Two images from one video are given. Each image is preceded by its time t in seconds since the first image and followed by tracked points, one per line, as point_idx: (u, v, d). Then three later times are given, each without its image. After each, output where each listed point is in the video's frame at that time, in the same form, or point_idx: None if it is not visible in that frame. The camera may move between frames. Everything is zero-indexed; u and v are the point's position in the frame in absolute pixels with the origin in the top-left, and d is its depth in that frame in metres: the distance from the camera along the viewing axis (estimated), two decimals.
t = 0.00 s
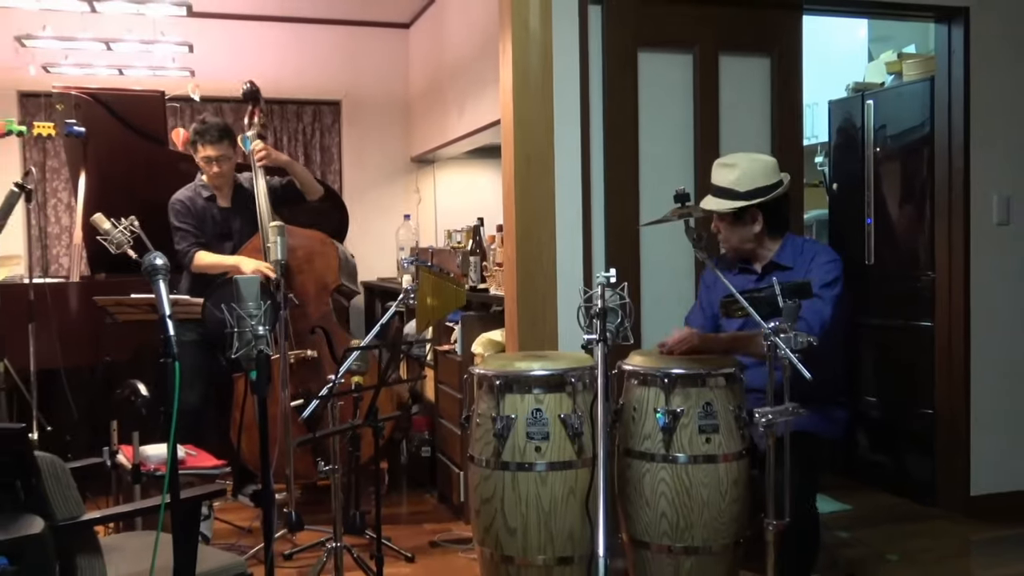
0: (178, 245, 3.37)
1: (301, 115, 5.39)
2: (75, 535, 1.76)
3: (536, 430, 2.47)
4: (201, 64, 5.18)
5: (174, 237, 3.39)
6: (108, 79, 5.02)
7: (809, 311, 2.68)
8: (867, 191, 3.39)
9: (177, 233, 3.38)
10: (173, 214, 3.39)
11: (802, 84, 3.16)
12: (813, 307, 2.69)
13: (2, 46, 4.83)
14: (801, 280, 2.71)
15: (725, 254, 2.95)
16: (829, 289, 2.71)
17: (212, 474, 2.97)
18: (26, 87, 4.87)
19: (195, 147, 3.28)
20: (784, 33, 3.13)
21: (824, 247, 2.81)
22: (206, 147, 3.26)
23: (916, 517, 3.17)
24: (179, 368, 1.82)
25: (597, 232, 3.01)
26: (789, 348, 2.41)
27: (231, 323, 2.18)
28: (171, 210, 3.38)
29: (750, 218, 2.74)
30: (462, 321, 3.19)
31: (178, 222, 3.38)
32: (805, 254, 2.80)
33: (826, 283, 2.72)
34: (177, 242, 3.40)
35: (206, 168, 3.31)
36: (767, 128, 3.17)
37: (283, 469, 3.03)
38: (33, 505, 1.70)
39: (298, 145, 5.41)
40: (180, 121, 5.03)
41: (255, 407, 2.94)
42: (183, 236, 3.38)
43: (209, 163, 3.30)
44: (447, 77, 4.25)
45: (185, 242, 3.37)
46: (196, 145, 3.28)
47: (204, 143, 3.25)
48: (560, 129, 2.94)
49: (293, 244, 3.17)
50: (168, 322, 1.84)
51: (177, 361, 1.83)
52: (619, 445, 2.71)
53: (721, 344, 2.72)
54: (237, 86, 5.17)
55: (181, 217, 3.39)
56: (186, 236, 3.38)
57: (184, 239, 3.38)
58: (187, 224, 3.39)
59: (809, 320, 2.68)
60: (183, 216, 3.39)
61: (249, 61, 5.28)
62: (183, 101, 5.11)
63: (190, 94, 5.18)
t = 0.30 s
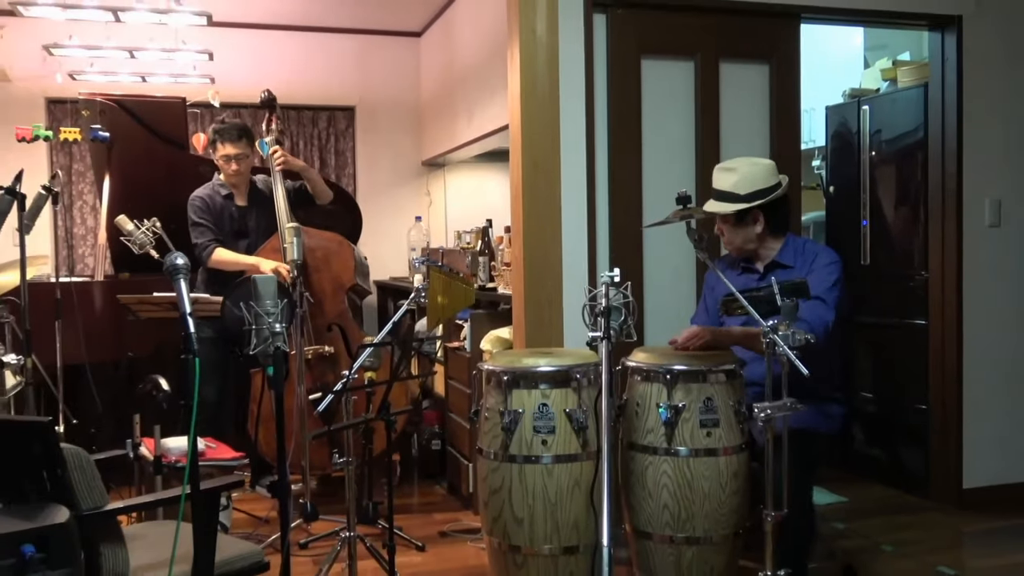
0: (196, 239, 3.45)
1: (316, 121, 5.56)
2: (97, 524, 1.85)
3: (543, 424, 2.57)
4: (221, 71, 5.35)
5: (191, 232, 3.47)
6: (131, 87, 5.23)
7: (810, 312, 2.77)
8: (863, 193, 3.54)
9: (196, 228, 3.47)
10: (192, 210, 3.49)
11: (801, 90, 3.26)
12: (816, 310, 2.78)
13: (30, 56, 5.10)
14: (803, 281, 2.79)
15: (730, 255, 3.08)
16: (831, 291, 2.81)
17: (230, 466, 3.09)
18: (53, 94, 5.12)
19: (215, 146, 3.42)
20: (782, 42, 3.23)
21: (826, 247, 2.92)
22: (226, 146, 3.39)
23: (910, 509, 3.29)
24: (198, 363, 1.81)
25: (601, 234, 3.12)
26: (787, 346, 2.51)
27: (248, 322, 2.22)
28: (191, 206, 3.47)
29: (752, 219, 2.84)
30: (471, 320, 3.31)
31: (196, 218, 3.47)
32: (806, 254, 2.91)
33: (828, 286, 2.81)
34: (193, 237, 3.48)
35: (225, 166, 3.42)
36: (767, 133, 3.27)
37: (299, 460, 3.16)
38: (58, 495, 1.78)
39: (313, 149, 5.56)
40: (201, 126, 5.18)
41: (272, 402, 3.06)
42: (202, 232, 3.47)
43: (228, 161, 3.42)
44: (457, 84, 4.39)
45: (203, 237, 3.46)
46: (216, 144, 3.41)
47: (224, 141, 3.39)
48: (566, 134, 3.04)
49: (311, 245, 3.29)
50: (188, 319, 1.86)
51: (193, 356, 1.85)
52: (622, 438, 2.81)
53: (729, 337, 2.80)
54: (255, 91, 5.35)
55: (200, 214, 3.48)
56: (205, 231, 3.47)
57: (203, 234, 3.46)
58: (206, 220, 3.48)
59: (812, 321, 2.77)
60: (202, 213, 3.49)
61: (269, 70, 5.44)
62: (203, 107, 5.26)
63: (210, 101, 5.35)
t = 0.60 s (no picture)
0: (205, 248, 3.54)
1: (328, 125, 5.76)
2: (115, 515, 1.96)
3: (546, 418, 2.65)
4: (238, 79, 5.55)
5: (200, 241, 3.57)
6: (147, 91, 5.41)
7: (810, 307, 2.85)
8: (857, 195, 3.63)
9: (204, 237, 3.57)
10: (201, 218, 3.58)
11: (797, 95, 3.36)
12: (816, 304, 2.86)
13: (55, 62, 5.40)
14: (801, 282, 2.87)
15: (728, 255, 3.19)
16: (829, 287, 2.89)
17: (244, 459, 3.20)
18: (73, 99, 5.44)
19: (225, 154, 3.51)
20: (779, 49, 3.33)
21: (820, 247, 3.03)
22: (236, 155, 3.49)
23: (904, 502, 3.39)
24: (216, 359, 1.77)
25: (603, 235, 3.22)
26: (784, 343, 2.59)
27: (263, 319, 2.26)
28: (200, 214, 3.56)
29: (749, 212, 2.96)
30: (477, 318, 3.42)
31: (205, 226, 3.57)
32: (801, 253, 3.01)
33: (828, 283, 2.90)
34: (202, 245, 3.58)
35: (234, 174, 3.53)
36: (765, 137, 3.37)
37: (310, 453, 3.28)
38: (76, 488, 1.93)
39: (325, 153, 5.76)
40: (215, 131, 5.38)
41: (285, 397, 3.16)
42: (210, 240, 3.57)
43: (238, 169, 3.53)
44: (463, 89, 4.52)
45: (211, 246, 3.56)
46: (225, 152, 3.51)
47: (233, 150, 3.48)
48: (569, 138, 3.13)
49: (320, 246, 3.42)
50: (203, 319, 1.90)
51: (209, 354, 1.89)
52: (623, 433, 2.91)
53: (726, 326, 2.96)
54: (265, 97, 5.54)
55: (209, 221, 3.58)
56: (213, 240, 3.57)
57: (212, 243, 3.57)
58: (215, 228, 3.58)
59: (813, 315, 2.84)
60: (211, 220, 3.58)
61: (284, 77, 5.64)
62: (218, 111, 5.46)
63: (223, 106, 5.47)
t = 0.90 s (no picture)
0: (229, 227, 3.65)
1: (345, 129, 5.90)
2: (143, 503, 2.08)
3: (557, 413, 2.73)
4: (260, 84, 5.69)
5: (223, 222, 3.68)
6: (174, 98, 5.60)
7: (806, 304, 2.94)
8: (858, 197, 3.76)
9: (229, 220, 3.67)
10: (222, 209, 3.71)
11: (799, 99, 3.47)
12: (812, 301, 2.95)
13: (83, 70, 5.60)
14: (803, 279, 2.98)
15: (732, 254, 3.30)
16: (825, 286, 3.01)
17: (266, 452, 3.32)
18: (102, 105, 5.66)
19: (240, 156, 3.63)
20: (782, 54, 3.44)
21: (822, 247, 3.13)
22: (251, 157, 3.61)
23: (904, 495, 3.50)
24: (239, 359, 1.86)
25: (612, 235, 3.33)
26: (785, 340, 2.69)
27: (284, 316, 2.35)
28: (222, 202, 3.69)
29: (753, 223, 3.06)
30: (490, 316, 3.54)
31: (227, 215, 3.69)
32: (804, 254, 3.12)
33: (823, 280, 3.02)
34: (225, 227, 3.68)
35: (250, 176, 3.66)
36: (768, 140, 3.48)
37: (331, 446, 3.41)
38: (108, 478, 2.02)
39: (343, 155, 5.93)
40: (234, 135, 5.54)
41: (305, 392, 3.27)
42: (234, 221, 3.68)
43: (253, 172, 3.65)
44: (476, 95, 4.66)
45: (235, 225, 3.66)
46: (241, 154, 3.62)
47: (248, 152, 3.59)
48: (579, 141, 3.24)
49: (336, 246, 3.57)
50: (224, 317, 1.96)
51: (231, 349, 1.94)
52: (632, 427, 3.02)
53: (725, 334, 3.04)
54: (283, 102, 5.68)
55: (231, 212, 3.70)
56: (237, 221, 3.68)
57: (236, 223, 3.67)
58: (237, 215, 3.70)
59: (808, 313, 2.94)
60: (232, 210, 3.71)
61: (301, 81, 5.77)
62: (240, 116, 5.60)
63: (246, 111, 5.65)
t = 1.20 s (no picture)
0: (259, 242, 3.79)
1: (371, 134, 6.05)
2: (179, 491, 2.21)
3: (574, 407, 2.85)
4: (288, 90, 5.85)
5: (254, 237, 3.83)
6: (207, 105, 5.80)
7: (815, 303, 3.07)
8: (867, 198, 3.89)
9: (259, 234, 3.83)
10: (252, 219, 3.86)
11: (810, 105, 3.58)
12: (821, 301, 3.08)
13: (121, 79, 5.83)
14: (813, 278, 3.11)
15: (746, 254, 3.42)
16: (835, 284, 3.11)
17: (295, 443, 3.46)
18: (140, 111, 5.88)
19: (270, 162, 3.78)
20: (793, 61, 3.55)
21: (834, 248, 3.24)
22: (280, 163, 3.75)
23: (913, 489, 3.60)
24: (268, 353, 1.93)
25: (627, 235, 3.45)
26: (798, 338, 2.78)
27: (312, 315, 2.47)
28: (251, 214, 3.84)
29: (767, 220, 3.18)
30: (510, 314, 3.66)
31: (256, 225, 3.84)
32: (815, 254, 3.22)
33: (834, 279, 3.12)
34: (255, 241, 3.83)
35: (280, 182, 3.79)
36: (780, 144, 3.59)
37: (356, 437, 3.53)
38: (145, 467, 2.15)
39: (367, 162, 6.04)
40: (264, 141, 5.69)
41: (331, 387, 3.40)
42: (263, 235, 3.83)
43: (283, 177, 3.79)
44: (496, 100, 4.81)
45: (265, 240, 3.80)
46: (270, 161, 3.77)
47: (278, 159, 3.73)
48: (595, 145, 3.36)
49: (363, 246, 3.72)
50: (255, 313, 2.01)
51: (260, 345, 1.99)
52: (646, 422, 3.14)
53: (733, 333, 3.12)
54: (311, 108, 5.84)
55: (260, 221, 3.86)
56: (266, 235, 3.83)
57: (265, 238, 3.83)
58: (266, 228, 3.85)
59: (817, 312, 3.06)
60: (261, 221, 3.86)
61: (327, 88, 5.93)
62: (270, 122, 5.75)
63: (277, 118, 5.83)
